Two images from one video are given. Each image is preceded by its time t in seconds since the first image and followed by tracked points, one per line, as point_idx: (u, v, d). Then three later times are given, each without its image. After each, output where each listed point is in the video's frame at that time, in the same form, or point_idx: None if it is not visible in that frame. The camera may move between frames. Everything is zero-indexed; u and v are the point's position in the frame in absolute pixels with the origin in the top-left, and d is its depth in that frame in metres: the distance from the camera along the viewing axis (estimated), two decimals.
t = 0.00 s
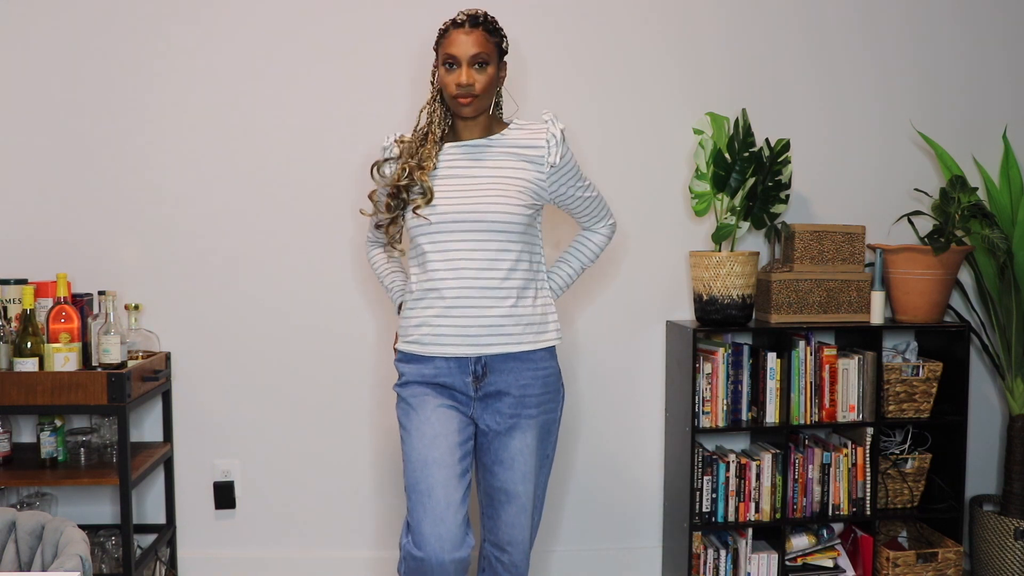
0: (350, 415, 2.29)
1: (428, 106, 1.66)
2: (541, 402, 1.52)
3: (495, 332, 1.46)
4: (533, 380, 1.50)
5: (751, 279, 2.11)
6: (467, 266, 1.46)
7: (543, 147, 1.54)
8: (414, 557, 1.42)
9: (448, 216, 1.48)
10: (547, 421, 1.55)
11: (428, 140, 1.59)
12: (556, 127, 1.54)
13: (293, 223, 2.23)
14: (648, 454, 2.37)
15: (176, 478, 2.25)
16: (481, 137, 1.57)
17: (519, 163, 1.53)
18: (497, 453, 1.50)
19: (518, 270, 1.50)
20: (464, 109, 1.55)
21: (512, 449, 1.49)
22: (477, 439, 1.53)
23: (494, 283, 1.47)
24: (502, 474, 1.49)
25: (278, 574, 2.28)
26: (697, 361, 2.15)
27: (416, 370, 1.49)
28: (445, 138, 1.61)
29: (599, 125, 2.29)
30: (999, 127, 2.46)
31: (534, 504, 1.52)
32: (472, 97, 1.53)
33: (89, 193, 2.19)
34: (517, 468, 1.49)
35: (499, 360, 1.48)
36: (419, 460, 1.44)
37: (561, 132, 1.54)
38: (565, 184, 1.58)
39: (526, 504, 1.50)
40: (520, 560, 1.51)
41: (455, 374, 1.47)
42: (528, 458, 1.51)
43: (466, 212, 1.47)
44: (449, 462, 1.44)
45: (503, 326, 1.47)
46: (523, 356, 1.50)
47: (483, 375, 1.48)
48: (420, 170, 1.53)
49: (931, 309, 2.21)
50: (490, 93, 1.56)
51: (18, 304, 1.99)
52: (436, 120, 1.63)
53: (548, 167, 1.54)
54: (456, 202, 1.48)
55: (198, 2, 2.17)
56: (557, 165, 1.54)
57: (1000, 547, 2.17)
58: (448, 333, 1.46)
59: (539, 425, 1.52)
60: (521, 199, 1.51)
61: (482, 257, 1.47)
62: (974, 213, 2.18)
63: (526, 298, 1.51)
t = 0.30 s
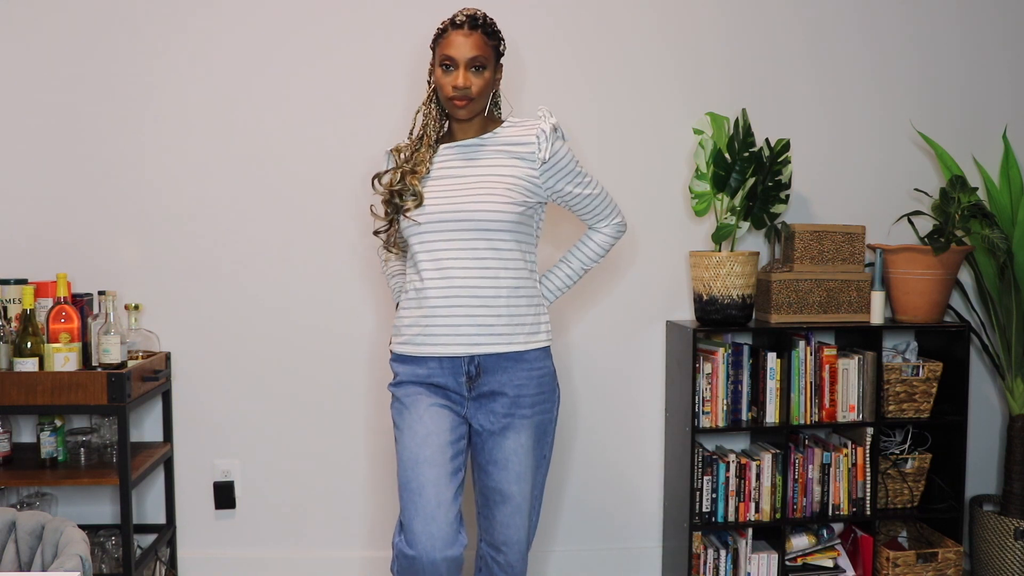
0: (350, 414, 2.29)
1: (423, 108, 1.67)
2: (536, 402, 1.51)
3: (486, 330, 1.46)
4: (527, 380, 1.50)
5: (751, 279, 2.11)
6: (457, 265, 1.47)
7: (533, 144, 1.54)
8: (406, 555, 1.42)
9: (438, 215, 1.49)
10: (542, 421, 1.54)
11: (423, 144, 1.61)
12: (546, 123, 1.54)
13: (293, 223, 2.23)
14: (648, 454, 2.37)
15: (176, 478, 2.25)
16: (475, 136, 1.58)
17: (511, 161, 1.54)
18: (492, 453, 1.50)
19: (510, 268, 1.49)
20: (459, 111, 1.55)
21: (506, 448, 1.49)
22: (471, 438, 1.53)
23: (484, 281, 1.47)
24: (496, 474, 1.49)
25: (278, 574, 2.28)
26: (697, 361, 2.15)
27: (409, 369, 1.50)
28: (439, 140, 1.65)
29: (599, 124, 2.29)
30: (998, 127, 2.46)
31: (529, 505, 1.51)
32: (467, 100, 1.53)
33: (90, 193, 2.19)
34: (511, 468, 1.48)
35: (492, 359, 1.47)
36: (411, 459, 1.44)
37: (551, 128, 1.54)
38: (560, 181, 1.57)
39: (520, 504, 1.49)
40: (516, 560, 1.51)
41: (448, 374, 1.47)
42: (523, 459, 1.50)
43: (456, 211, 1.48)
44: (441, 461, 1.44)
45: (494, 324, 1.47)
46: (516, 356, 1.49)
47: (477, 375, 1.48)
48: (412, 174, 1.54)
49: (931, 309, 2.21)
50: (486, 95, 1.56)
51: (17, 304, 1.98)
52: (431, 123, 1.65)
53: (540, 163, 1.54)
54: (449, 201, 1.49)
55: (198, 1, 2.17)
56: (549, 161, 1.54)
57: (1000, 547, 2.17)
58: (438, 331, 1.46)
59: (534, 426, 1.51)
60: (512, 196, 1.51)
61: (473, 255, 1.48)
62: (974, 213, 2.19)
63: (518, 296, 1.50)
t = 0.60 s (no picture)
0: (350, 415, 2.29)
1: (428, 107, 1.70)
2: (535, 402, 1.51)
3: (479, 329, 1.46)
4: (526, 379, 1.49)
5: (751, 279, 2.11)
6: (451, 264, 1.47)
7: (525, 143, 1.53)
8: (408, 554, 1.42)
9: (432, 213, 1.49)
10: (542, 420, 1.54)
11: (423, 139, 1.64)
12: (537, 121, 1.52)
13: (293, 223, 2.23)
14: (649, 454, 2.37)
15: (176, 478, 2.25)
16: (470, 134, 1.57)
17: (505, 160, 1.52)
18: (491, 452, 1.50)
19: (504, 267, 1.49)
20: (449, 103, 1.55)
21: (506, 447, 1.49)
22: (471, 437, 1.53)
23: (478, 280, 1.47)
24: (496, 473, 1.49)
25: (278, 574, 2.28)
26: (697, 361, 2.15)
27: (408, 367, 1.50)
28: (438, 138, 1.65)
29: (599, 125, 2.29)
30: (998, 127, 2.46)
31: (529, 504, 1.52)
32: (456, 91, 1.53)
33: (90, 193, 2.19)
34: (511, 468, 1.48)
35: (490, 358, 1.47)
36: (412, 458, 1.44)
37: (543, 126, 1.52)
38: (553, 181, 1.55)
39: (519, 503, 1.49)
40: (515, 559, 1.51)
41: (448, 372, 1.47)
42: (522, 458, 1.50)
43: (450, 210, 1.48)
44: (442, 460, 1.44)
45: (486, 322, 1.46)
46: (513, 354, 1.49)
47: (476, 374, 1.48)
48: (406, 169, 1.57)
49: (931, 309, 2.21)
50: (479, 88, 1.55)
51: (17, 304, 1.98)
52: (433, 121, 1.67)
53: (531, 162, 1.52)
54: (443, 200, 1.49)
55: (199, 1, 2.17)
56: (540, 160, 1.52)
57: (1000, 547, 2.17)
58: (432, 330, 1.47)
59: (533, 425, 1.51)
60: (506, 195, 1.49)
61: (466, 254, 1.48)
62: (974, 213, 2.19)
63: (513, 295, 1.50)
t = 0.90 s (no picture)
0: (350, 414, 2.29)
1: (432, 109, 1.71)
2: (534, 401, 1.51)
3: (476, 327, 1.46)
4: (523, 379, 1.49)
5: (751, 279, 2.11)
6: (447, 262, 1.47)
7: (524, 141, 1.52)
8: (413, 553, 1.42)
9: (429, 213, 1.48)
10: (541, 419, 1.54)
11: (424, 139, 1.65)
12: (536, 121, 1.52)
13: (293, 223, 2.23)
14: (649, 454, 2.37)
15: (176, 478, 2.25)
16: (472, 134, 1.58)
17: (503, 159, 1.52)
18: (492, 452, 1.50)
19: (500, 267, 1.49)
20: (451, 103, 1.55)
21: (506, 447, 1.49)
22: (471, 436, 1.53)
23: (474, 279, 1.47)
24: (496, 472, 1.49)
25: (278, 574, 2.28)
26: (697, 361, 2.15)
27: (407, 367, 1.49)
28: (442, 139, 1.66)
29: (599, 125, 2.29)
30: (999, 127, 2.46)
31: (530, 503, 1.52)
32: (459, 90, 1.53)
33: (90, 193, 2.19)
34: (511, 467, 1.48)
35: (487, 358, 1.47)
36: (415, 457, 1.44)
37: (542, 125, 1.52)
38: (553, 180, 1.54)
39: (521, 501, 1.49)
40: (517, 558, 1.51)
41: (447, 372, 1.47)
42: (523, 456, 1.50)
43: (447, 209, 1.47)
44: (445, 459, 1.44)
45: (481, 320, 1.46)
46: (509, 354, 1.49)
47: (473, 374, 1.47)
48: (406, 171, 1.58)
49: (931, 310, 2.21)
50: (480, 86, 1.55)
51: (17, 304, 1.99)
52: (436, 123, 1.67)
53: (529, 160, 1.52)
54: (441, 199, 1.49)
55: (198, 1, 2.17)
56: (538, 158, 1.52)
57: (1000, 547, 2.17)
58: (428, 329, 1.47)
59: (533, 424, 1.51)
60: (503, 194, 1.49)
61: (462, 253, 1.47)
62: (974, 213, 2.18)
63: (509, 294, 1.49)
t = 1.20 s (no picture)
0: (349, 415, 2.29)
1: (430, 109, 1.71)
2: (541, 401, 1.52)
3: (486, 330, 1.46)
4: (531, 377, 1.50)
5: (751, 279, 2.11)
6: (457, 265, 1.46)
7: (536, 150, 1.54)
8: (414, 554, 1.42)
9: (439, 216, 1.46)
10: (547, 416, 1.54)
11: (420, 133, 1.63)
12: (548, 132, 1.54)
13: (293, 224, 2.23)
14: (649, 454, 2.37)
15: (176, 478, 2.25)
16: (473, 136, 1.57)
17: (513, 165, 1.53)
18: (497, 450, 1.50)
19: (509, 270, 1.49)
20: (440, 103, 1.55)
21: (512, 445, 1.49)
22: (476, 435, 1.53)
23: (485, 283, 1.46)
24: (502, 471, 1.49)
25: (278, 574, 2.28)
26: (697, 361, 2.15)
27: (412, 367, 1.49)
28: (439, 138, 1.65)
29: (599, 124, 2.29)
30: (998, 127, 2.46)
31: (535, 502, 1.52)
32: (446, 89, 1.53)
33: (90, 193, 2.19)
34: (516, 465, 1.48)
35: (496, 357, 1.48)
36: (417, 458, 1.43)
37: (554, 138, 1.55)
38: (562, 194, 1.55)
39: (526, 500, 1.49)
40: (521, 556, 1.51)
41: (454, 372, 1.46)
42: (528, 455, 1.50)
43: (458, 212, 1.46)
44: (448, 459, 1.44)
45: (491, 325, 1.46)
46: (519, 353, 1.49)
47: (481, 373, 1.47)
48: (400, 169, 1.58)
49: (931, 309, 2.21)
50: (468, 84, 1.54)
51: (18, 304, 1.99)
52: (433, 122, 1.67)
53: (538, 167, 1.53)
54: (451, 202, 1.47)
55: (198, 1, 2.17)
56: (547, 167, 1.54)
57: (1000, 547, 2.17)
58: (437, 332, 1.46)
59: (539, 422, 1.51)
60: (512, 199, 1.50)
61: (471, 256, 1.47)
62: (974, 213, 2.18)
63: (516, 298, 1.50)
